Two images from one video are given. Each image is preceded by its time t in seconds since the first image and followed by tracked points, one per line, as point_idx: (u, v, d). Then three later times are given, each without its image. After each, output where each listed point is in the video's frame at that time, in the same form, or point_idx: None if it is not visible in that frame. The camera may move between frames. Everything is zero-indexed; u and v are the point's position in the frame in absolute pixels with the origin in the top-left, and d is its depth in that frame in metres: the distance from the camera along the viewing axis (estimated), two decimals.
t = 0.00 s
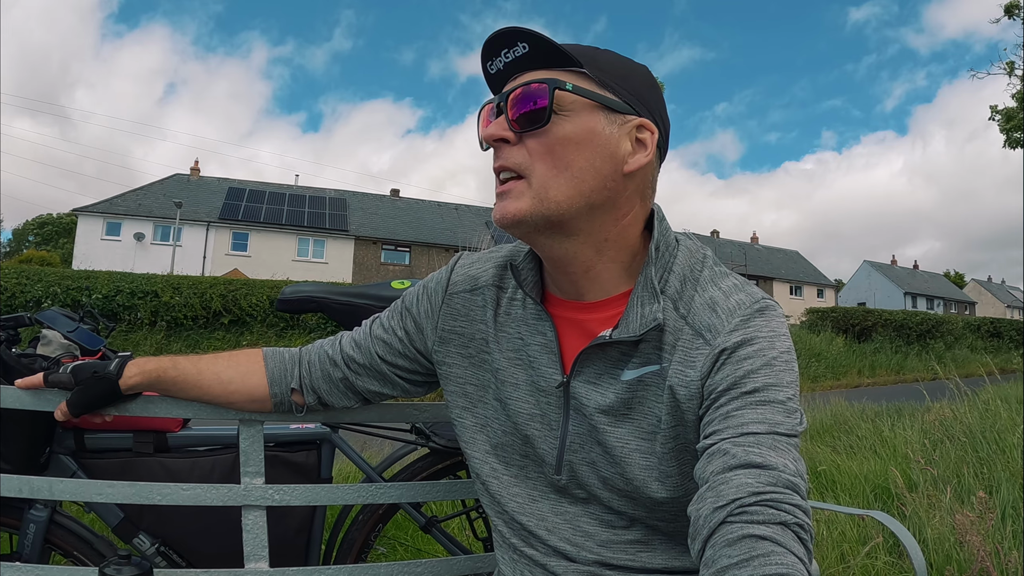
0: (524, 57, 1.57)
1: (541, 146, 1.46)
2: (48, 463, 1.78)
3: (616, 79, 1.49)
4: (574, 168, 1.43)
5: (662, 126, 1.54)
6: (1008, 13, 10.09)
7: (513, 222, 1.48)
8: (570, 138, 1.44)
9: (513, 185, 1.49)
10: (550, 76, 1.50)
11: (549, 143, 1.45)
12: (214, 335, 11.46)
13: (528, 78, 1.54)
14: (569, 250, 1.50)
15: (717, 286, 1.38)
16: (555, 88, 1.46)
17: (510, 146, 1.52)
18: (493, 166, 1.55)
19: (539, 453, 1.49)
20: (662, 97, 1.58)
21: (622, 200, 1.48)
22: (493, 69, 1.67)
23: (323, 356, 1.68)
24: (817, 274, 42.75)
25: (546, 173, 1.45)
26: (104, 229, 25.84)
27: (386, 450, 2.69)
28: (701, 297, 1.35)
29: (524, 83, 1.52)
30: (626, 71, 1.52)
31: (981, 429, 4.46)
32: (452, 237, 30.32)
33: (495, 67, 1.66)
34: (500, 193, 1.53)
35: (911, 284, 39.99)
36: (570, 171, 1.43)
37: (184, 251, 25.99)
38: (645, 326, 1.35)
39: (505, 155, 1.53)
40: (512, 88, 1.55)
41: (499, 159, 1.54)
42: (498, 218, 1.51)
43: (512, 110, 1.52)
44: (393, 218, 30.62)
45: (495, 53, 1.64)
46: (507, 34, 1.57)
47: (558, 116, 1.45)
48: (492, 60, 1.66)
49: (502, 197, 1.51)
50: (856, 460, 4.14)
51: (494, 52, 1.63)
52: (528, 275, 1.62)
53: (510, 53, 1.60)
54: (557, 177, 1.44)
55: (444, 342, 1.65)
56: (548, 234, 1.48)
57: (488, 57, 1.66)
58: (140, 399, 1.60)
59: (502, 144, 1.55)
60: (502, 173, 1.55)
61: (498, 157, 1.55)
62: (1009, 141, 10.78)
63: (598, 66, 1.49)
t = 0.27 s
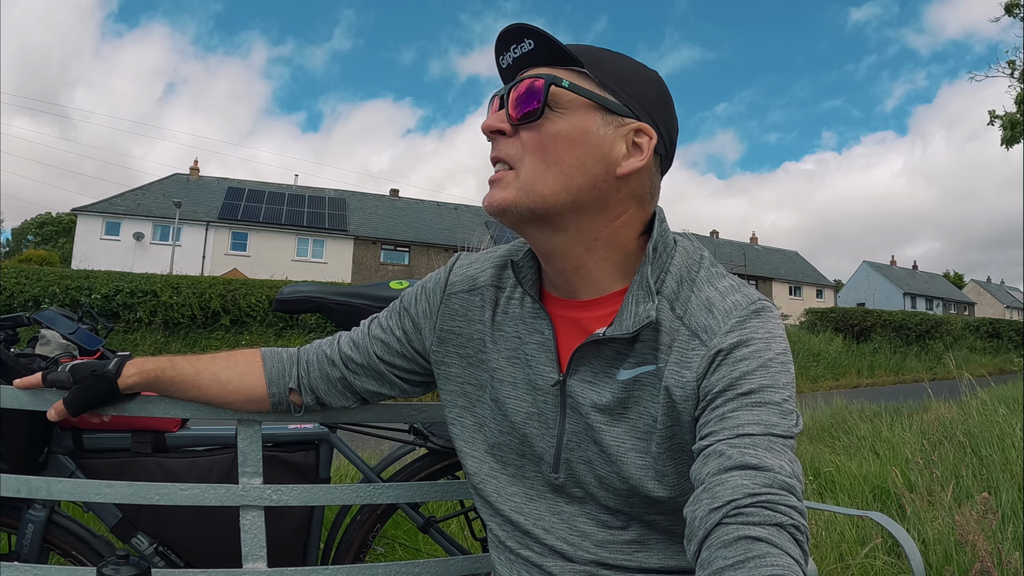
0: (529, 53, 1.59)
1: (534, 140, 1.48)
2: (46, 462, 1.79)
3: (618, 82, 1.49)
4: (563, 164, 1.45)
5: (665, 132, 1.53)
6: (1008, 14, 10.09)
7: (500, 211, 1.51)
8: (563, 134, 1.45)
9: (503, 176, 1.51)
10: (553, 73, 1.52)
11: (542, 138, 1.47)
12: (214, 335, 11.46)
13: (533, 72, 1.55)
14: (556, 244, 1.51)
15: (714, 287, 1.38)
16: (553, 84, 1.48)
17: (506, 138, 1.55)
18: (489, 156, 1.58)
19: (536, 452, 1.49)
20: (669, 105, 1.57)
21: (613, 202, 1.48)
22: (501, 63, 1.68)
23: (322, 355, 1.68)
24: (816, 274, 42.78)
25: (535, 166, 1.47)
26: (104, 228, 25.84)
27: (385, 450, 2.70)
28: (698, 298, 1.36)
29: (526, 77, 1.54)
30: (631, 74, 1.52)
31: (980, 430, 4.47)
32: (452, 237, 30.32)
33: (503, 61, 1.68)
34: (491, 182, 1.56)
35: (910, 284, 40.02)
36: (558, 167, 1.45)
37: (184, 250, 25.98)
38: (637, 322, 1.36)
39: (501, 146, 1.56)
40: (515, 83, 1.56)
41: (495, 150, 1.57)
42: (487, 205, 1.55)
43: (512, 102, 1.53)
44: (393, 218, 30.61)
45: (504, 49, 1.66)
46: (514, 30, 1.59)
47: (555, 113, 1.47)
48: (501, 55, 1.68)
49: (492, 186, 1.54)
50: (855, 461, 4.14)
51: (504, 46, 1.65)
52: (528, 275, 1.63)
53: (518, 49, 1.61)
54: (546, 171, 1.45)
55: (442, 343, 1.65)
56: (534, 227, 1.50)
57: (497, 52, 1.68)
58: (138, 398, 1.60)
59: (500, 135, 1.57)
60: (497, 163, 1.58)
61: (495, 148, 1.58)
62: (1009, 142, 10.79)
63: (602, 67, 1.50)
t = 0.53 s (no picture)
0: (544, 49, 1.59)
1: (539, 130, 1.48)
2: (46, 463, 1.78)
3: (630, 82, 1.49)
4: (565, 157, 1.45)
5: (674, 136, 1.51)
6: (1008, 17, 10.11)
7: (500, 197, 1.51)
8: (568, 127, 1.45)
9: (506, 163, 1.52)
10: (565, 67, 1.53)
11: (547, 129, 1.47)
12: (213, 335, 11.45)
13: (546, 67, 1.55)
14: (554, 234, 1.51)
15: (717, 287, 1.38)
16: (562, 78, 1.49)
17: (513, 128, 1.55)
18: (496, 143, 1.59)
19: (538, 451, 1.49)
20: (683, 111, 1.55)
21: (615, 200, 1.47)
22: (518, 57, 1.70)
23: (325, 357, 1.68)
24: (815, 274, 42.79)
25: (538, 156, 1.47)
26: (103, 228, 25.83)
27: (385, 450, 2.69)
28: (702, 298, 1.35)
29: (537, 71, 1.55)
30: (644, 75, 1.51)
31: (981, 430, 4.47)
32: (451, 237, 30.30)
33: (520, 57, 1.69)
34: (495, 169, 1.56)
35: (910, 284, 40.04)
36: (561, 158, 1.45)
37: (183, 250, 25.96)
38: (644, 325, 1.36)
39: (507, 135, 1.56)
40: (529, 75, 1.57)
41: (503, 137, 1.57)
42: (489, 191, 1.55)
43: (523, 95, 1.54)
44: (392, 218, 30.60)
45: (522, 44, 1.67)
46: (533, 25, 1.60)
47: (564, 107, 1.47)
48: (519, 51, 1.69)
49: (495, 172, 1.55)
50: (855, 461, 4.14)
51: (524, 40, 1.66)
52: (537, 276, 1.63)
53: (535, 44, 1.62)
54: (548, 162, 1.45)
55: (447, 343, 1.65)
56: (533, 216, 1.50)
57: (517, 47, 1.69)
58: (138, 400, 1.60)
59: (509, 124, 1.58)
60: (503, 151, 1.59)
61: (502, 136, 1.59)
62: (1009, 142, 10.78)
63: (614, 66, 1.50)
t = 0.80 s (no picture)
0: (534, 54, 1.57)
1: (540, 141, 1.47)
2: (46, 463, 1.77)
3: (625, 79, 1.47)
4: (569, 164, 1.44)
5: (673, 127, 1.50)
6: (1008, 19, 10.12)
7: (509, 212, 1.50)
8: (569, 134, 1.44)
9: (510, 176, 1.51)
10: (557, 73, 1.51)
11: (548, 138, 1.46)
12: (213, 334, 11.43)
13: (538, 73, 1.54)
14: (564, 242, 1.50)
15: (724, 286, 1.37)
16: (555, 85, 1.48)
17: (512, 142, 1.54)
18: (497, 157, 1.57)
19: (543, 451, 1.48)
20: (680, 101, 1.54)
21: (622, 200, 1.46)
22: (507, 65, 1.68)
23: (333, 353, 1.68)
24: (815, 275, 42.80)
25: (542, 167, 1.46)
26: (103, 228, 25.82)
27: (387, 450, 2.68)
28: (708, 297, 1.35)
29: (530, 78, 1.53)
30: (638, 70, 1.49)
31: (982, 430, 4.46)
32: (451, 237, 30.29)
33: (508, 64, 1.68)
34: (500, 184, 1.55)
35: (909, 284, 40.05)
36: (565, 166, 1.44)
37: (183, 250, 25.94)
38: (646, 321, 1.35)
39: (506, 149, 1.55)
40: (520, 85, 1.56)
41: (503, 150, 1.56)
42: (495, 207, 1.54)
43: (518, 104, 1.53)
44: (392, 217, 30.59)
45: (510, 51, 1.65)
46: (520, 31, 1.58)
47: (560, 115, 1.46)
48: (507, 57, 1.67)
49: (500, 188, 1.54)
50: (857, 461, 4.13)
51: (511, 47, 1.65)
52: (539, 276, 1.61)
53: (523, 50, 1.60)
54: (552, 172, 1.44)
55: (453, 341, 1.64)
56: (542, 226, 1.49)
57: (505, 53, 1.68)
58: (139, 398, 1.58)
59: (508, 137, 1.56)
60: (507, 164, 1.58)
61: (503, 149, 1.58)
62: (1009, 143, 10.78)
63: (607, 65, 1.48)
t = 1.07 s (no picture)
0: (516, 62, 1.55)
1: (536, 150, 1.46)
2: (51, 460, 1.76)
3: (610, 77, 1.46)
4: (568, 171, 1.43)
5: (664, 118, 1.50)
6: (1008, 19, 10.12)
7: (514, 226, 1.48)
8: (564, 140, 1.43)
9: (511, 191, 1.49)
10: (543, 79, 1.49)
11: (544, 147, 1.45)
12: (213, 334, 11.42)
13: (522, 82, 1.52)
14: (570, 249, 1.49)
15: (726, 282, 1.36)
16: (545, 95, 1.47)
17: (506, 154, 1.52)
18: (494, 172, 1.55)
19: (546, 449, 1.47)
20: (664, 91, 1.54)
21: (622, 197, 1.46)
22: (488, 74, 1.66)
23: (350, 343, 1.69)
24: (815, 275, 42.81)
25: (541, 177, 1.45)
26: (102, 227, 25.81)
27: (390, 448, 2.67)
28: (710, 293, 1.34)
29: (517, 87, 1.52)
30: (623, 69, 1.49)
31: (982, 429, 4.46)
32: (451, 236, 30.29)
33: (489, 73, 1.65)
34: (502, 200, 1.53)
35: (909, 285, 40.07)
36: (566, 173, 1.43)
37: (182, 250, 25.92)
38: (648, 320, 1.35)
39: (501, 162, 1.53)
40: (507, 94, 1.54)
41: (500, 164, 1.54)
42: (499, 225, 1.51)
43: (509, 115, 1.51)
44: (392, 217, 30.58)
45: (489, 60, 1.63)
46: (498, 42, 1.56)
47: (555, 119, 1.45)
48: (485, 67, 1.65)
49: (501, 203, 1.52)
50: (859, 460, 4.12)
51: (490, 56, 1.62)
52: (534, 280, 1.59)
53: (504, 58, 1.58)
54: (552, 181, 1.43)
55: (459, 335, 1.64)
56: (547, 234, 1.48)
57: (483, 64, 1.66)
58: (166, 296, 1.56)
59: (502, 150, 1.54)
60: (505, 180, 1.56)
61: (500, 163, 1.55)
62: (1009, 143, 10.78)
63: (591, 63, 1.47)
